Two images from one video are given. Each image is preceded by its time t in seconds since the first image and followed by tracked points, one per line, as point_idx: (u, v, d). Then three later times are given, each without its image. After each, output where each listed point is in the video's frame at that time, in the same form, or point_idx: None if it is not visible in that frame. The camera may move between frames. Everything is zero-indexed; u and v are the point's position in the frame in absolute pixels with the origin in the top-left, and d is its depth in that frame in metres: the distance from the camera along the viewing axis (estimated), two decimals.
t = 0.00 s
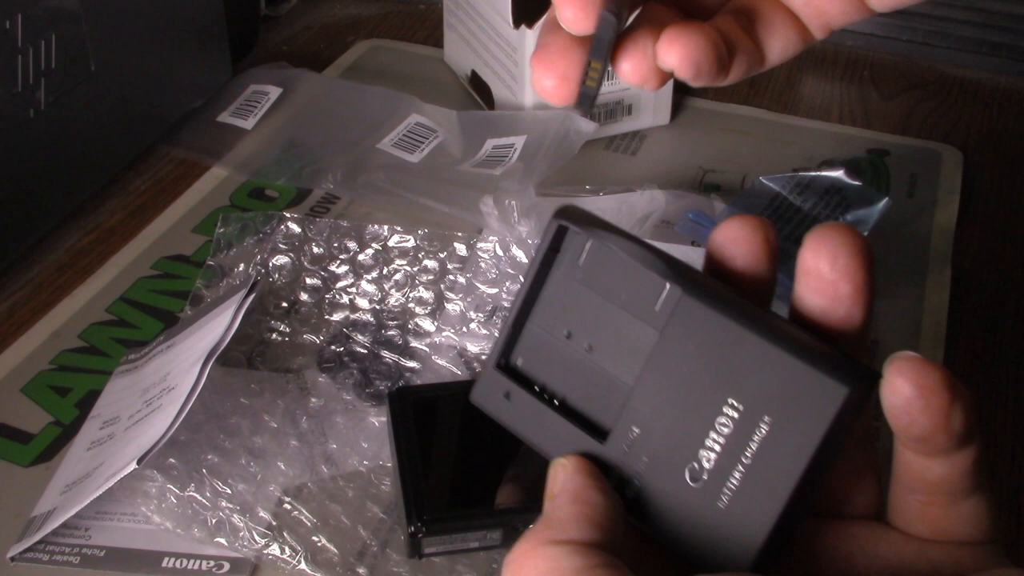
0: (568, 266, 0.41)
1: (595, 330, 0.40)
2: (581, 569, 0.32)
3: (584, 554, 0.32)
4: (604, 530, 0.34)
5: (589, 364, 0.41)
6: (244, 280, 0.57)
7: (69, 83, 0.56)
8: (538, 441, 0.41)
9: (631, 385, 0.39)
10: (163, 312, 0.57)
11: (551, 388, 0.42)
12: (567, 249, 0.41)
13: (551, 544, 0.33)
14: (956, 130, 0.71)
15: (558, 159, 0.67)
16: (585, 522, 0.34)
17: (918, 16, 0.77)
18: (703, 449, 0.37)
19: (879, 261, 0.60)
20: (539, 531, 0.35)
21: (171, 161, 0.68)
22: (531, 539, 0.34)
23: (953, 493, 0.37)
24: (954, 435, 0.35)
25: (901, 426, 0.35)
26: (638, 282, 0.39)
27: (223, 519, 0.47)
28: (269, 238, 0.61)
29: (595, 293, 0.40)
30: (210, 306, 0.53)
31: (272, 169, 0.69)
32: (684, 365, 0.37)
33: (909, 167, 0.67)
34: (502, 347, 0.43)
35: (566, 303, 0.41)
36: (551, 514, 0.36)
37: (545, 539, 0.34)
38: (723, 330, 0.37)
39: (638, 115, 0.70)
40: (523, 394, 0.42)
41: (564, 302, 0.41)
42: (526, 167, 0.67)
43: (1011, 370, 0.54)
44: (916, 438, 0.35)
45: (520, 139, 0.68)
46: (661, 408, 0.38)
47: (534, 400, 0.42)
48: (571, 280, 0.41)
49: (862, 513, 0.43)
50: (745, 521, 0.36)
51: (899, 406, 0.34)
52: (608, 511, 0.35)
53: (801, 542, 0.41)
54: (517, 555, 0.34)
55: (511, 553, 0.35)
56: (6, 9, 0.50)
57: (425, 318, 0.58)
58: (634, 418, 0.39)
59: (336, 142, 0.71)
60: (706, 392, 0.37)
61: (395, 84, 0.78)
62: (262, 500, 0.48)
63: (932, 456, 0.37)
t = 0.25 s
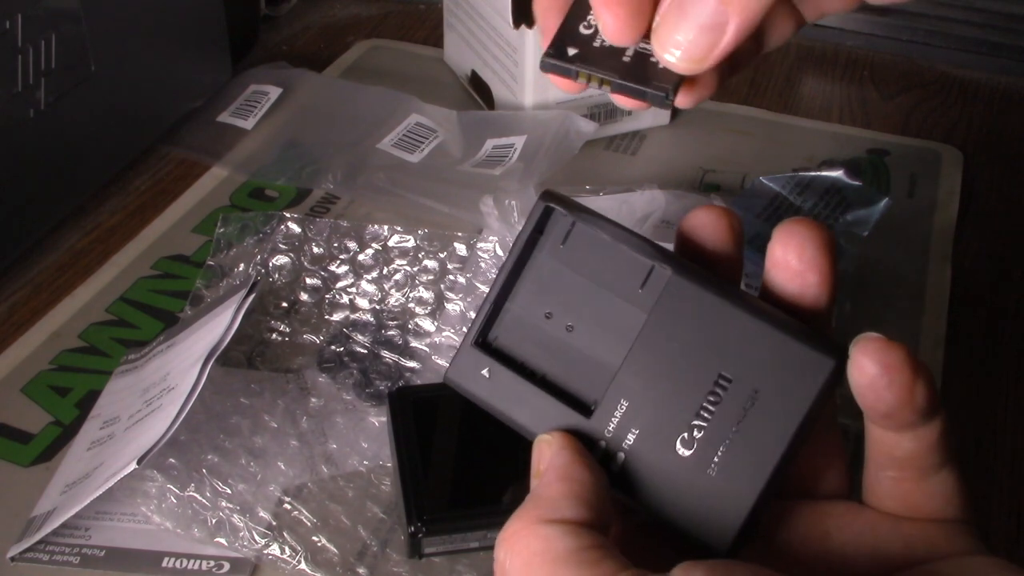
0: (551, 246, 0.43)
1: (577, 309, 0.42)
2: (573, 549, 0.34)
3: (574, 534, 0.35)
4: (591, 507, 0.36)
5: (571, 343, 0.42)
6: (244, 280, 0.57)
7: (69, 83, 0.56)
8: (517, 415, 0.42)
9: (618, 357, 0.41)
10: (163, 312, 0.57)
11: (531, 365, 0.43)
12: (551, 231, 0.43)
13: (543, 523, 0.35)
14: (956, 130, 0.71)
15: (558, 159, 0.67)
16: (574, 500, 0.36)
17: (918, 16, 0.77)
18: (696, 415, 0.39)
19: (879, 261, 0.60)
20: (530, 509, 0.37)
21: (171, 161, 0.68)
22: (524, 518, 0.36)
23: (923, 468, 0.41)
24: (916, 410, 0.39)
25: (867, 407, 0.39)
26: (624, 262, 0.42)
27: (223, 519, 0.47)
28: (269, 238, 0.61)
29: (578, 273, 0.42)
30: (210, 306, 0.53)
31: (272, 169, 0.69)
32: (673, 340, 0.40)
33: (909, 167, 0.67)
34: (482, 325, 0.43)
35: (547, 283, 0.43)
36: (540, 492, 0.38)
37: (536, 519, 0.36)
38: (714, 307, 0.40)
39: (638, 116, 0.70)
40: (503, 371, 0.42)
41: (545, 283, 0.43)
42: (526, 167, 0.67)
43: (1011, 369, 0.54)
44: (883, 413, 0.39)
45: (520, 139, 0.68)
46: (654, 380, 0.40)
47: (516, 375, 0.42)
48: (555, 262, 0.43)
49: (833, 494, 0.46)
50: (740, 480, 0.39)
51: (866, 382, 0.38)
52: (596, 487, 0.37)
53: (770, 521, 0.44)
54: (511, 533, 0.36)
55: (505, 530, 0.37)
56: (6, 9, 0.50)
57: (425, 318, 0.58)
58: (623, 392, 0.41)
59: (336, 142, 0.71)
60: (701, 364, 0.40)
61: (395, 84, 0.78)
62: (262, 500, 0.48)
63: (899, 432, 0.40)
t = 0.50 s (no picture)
0: (564, 193, 0.44)
1: (590, 254, 0.43)
2: (600, 484, 0.33)
3: (602, 469, 0.34)
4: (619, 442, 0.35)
5: (584, 285, 0.42)
6: (244, 280, 0.57)
7: (70, 83, 0.56)
8: (533, 355, 0.41)
9: (636, 291, 0.42)
10: (163, 311, 0.57)
11: (547, 304, 0.42)
12: (561, 184, 0.44)
13: (569, 458, 0.34)
14: (956, 129, 0.71)
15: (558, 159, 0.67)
16: (602, 434, 0.35)
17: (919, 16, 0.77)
18: (721, 345, 0.40)
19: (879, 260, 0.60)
20: (556, 445, 0.36)
21: (171, 161, 0.68)
22: (550, 454, 0.35)
23: (938, 387, 0.42)
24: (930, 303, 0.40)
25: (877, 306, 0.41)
26: (635, 208, 0.44)
27: (223, 519, 0.47)
28: (269, 238, 0.61)
29: (589, 220, 0.44)
30: (210, 306, 0.53)
31: (272, 169, 0.69)
32: (689, 279, 0.41)
33: (909, 167, 0.67)
34: (497, 266, 0.43)
35: (559, 230, 0.43)
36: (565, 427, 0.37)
37: (561, 455, 0.35)
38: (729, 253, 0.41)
39: (638, 116, 0.70)
40: (518, 308, 0.42)
41: (556, 228, 0.44)
42: (526, 167, 0.67)
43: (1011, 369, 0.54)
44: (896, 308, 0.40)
45: (520, 139, 0.68)
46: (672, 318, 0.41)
47: (532, 312, 0.42)
48: (567, 205, 0.44)
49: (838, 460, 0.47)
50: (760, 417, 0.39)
51: (879, 270, 0.40)
52: (624, 424, 0.36)
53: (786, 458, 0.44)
54: (536, 470, 0.35)
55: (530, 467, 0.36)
56: (6, 9, 0.50)
57: (425, 318, 0.58)
58: (644, 328, 0.41)
59: (336, 142, 0.71)
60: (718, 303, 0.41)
61: (395, 84, 0.78)
62: (262, 500, 0.48)
63: (912, 340, 0.41)
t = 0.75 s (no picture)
0: (565, 154, 0.45)
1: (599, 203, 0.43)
2: (631, 418, 0.33)
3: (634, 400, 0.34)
4: (652, 373, 0.35)
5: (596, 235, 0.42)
6: (244, 280, 0.57)
7: (70, 83, 0.56)
8: (552, 306, 0.40)
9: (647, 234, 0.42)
10: (163, 311, 0.57)
11: (562, 258, 0.42)
12: (564, 140, 0.45)
13: (602, 391, 0.35)
14: (956, 130, 0.71)
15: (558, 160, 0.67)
16: (634, 366, 0.35)
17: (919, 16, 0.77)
18: (745, 272, 0.40)
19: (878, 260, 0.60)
20: (587, 379, 0.36)
21: (171, 161, 0.68)
22: (583, 388, 0.36)
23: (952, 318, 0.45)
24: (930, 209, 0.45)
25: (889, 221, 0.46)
26: (642, 160, 0.44)
27: (223, 519, 0.47)
28: (269, 238, 0.61)
29: (596, 174, 0.44)
30: (210, 306, 0.53)
31: (272, 169, 0.69)
32: (702, 218, 0.41)
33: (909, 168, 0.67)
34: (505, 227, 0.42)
35: (564, 186, 0.44)
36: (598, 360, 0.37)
37: (594, 388, 0.35)
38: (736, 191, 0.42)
39: (638, 116, 0.70)
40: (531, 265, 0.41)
41: (561, 189, 0.44)
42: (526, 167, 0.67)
43: (1010, 368, 0.55)
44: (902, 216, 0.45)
45: (520, 139, 0.68)
46: (694, 254, 0.40)
47: (546, 266, 0.41)
48: (570, 167, 0.44)
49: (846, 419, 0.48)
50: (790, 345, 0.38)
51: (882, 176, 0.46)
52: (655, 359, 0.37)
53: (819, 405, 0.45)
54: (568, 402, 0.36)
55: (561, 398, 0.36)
56: (5, 9, 0.50)
57: (425, 318, 0.58)
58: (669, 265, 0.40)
59: (336, 142, 0.71)
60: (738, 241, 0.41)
61: (395, 84, 0.78)
62: (262, 500, 0.48)
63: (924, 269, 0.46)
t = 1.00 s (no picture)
0: (584, 161, 0.45)
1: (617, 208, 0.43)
2: (653, 425, 0.33)
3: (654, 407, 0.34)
4: (674, 381, 0.36)
5: (616, 242, 0.42)
6: (244, 280, 0.57)
7: (70, 83, 0.56)
8: (572, 320, 0.41)
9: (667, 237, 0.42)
10: (163, 312, 0.57)
11: (582, 270, 0.42)
12: (579, 146, 0.45)
13: (622, 399, 0.35)
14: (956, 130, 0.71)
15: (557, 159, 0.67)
16: (655, 373, 0.35)
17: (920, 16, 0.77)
18: (771, 277, 0.39)
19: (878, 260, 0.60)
20: (608, 387, 0.36)
21: (171, 161, 0.68)
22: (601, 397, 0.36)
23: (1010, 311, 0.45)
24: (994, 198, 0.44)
25: (942, 201, 0.45)
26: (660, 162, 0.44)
27: (223, 519, 0.47)
28: (269, 238, 0.61)
29: (616, 177, 0.44)
30: (210, 306, 0.53)
31: (272, 169, 0.69)
32: (725, 219, 0.41)
33: (909, 168, 0.67)
34: (524, 243, 0.43)
35: (580, 194, 0.44)
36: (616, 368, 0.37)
37: (613, 397, 0.35)
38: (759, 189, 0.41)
39: (638, 116, 0.70)
40: (550, 280, 0.42)
41: (579, 198, 0.44)
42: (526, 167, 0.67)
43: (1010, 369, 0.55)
44: (961, 201, 0.44)
45: (520, 139, 0.68)
46: (716, 261, 0.40)
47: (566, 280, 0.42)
48: (587, 175, 0.44)
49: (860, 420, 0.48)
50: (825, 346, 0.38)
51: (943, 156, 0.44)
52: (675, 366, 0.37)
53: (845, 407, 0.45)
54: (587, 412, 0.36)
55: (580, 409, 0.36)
56: (6, 9, 0.50)
57: (425, 318, 0.58)
58: (691, 272, 0.40)
59: (337, 142, 0.71)
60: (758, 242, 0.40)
61: (395, 84, 0.78)
62: (262, 500, 0.48)
63: (981, 255, 0.45)
